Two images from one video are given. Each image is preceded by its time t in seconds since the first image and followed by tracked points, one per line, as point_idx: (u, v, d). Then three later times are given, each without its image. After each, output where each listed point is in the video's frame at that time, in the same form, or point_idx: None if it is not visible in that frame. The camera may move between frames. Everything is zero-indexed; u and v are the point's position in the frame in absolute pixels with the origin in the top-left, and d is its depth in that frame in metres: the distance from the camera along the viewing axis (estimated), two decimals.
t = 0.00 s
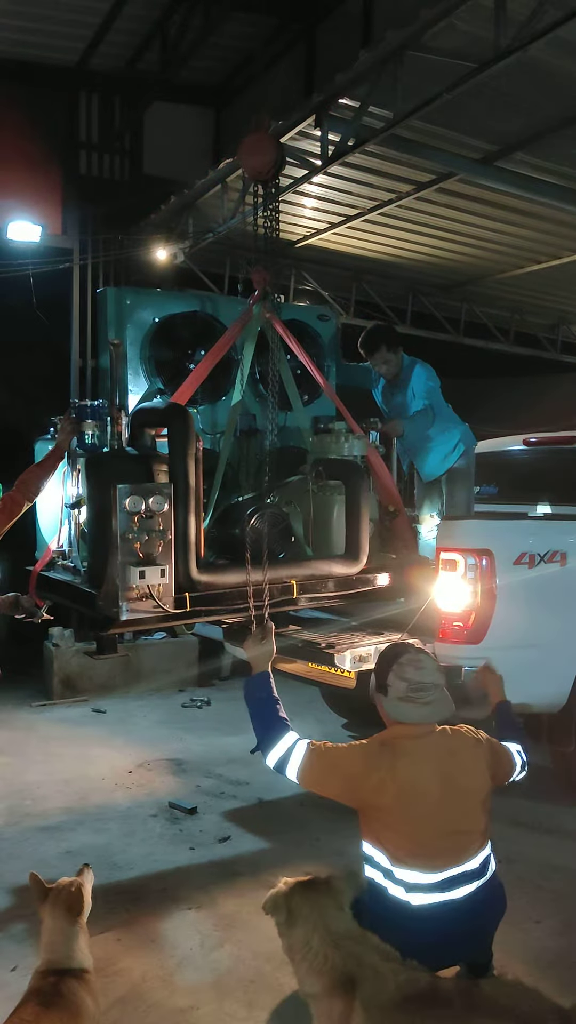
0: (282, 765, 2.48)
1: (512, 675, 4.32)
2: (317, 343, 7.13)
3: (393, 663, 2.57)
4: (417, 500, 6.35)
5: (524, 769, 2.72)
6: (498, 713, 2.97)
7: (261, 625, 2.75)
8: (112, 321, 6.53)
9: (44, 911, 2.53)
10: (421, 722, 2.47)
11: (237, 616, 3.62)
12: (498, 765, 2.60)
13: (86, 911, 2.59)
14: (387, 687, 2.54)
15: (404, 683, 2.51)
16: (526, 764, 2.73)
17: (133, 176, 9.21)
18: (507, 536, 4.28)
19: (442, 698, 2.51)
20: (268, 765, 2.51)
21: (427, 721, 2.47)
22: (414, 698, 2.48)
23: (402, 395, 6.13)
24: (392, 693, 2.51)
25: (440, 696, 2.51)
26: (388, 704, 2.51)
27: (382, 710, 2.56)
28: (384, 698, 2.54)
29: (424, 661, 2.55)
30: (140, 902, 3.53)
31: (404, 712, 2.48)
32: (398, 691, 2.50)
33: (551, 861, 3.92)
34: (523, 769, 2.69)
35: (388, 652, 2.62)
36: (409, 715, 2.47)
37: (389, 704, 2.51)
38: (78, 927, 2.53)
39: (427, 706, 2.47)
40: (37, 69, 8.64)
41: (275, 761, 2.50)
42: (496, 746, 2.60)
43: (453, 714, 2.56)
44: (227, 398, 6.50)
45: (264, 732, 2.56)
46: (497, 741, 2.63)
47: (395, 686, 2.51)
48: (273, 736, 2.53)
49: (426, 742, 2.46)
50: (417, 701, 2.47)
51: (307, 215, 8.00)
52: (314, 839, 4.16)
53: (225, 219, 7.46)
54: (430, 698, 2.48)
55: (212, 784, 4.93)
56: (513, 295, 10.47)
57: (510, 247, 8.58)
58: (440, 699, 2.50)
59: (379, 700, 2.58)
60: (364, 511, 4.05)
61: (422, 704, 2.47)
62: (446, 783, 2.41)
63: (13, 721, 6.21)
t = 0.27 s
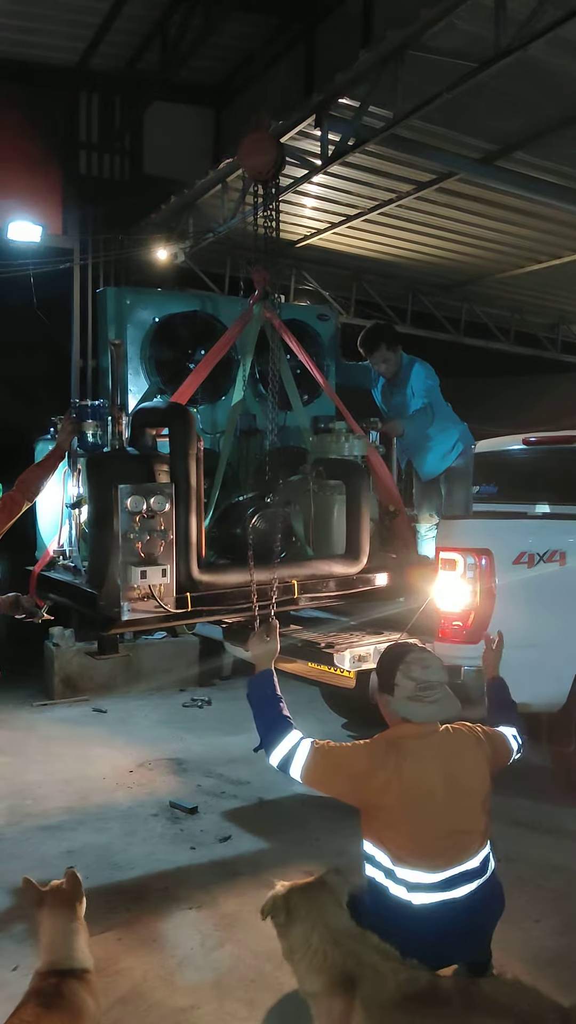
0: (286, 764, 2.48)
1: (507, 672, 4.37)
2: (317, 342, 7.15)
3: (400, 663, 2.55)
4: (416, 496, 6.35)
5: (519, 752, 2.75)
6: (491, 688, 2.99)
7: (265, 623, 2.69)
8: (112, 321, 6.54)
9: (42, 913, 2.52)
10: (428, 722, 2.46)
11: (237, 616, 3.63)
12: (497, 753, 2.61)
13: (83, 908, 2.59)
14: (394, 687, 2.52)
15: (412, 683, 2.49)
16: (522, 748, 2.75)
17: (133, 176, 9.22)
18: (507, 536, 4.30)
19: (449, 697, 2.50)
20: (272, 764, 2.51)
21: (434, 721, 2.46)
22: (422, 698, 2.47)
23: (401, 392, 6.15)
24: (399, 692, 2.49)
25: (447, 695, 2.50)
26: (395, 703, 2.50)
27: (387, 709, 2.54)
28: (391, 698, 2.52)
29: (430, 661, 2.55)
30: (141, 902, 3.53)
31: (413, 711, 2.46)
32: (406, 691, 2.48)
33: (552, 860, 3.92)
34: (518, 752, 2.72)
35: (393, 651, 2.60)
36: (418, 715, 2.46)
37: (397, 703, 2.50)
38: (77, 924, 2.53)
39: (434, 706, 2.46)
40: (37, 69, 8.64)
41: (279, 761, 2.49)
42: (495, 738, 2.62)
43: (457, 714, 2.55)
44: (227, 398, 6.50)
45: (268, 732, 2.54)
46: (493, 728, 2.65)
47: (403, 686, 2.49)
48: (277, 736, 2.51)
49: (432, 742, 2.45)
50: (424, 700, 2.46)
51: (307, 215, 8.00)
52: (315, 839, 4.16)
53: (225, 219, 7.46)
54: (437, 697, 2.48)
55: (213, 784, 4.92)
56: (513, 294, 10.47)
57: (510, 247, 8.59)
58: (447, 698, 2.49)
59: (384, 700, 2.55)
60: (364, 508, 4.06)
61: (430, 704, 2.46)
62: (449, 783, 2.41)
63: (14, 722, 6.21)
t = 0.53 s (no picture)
0: (284, 765, 2.48)
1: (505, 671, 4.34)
2: (317, 342, 7.14)
3: (401, 663, 2.54)
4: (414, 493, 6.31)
5: (519, 745, 2.78)
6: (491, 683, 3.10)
7: (264, 625, 2.72)
8: (112, 321, 6.53)
9: (39, 913, 2.52)
10: (430, 722, 2.46)
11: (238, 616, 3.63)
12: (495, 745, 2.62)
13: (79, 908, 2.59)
14: (395, 687, 2.51)
15: (413, 683, 2.48)
16: (520, 741, 2.78)
17: (133, 176, 9.22)
18: (508, 536, 4.32)
19: (449, 697, 2.51)
20: (272, 765, 2.51)
21: (435, 720, 2.47)
22: (423, 697, 2.47)
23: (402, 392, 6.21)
24: (400, 692, 2.49)
25: (448, 694, 2.51)
26: (397, 703, 2.50)
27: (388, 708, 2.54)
28: (391, 698, 2.52)
29: (431, 660, 2.55)
30: (142, 902, 3.53)
31: (414, 711, 2.46)
32: (407, 691, 2.48)
33: (552, 859, 3.93)
34: (517, 745, 2.74)
35: (394, 651, 2.59)
36: (419, 715, 2.46)
37: (398, 703, 2.49)
38: (75, 923, 2.54)
39: (436, 705, 2.47)
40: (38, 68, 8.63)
41: (279, 761, 2.50)
42: (493, 734, 2.62)
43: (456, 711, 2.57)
44: (228, 398, 6.50)
45: (267, 733, 2.55)
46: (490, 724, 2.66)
47: (404, 686, 2.49)
48: (276, 737, 2.52)
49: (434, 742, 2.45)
50: (426, 700, 2.47)
51: (307, 214, 7.99)
52: (316, 838, 4.16)
53: (225, 218, 7.46)
54: (438, 696, 2.48)
55: (213, 784, 4.92)
56: (514, 294, 10.46)
57: (512, 246, 8.59)
58: (447, 698, 2.50)
59: (384, 699, 2.55)
60: (365, 505, 4.07)
61: (431, 703, 2.47)
62: (451, 782, 2.41)
63: (15, 721, 6.21)
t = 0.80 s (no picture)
0: (285, 765, 2.48)
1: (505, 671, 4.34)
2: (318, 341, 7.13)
3: (398, 663, 2.55)
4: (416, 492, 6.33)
5: (521, 740, 2.76)
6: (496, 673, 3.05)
7: (263, 627, 2.72)
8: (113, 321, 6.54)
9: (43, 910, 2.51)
10: (428, 723, 2.45)
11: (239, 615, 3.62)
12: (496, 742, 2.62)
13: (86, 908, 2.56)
14: (392, 688, 2.51)
15: (410, 683, 2.49)
16: (522, 738, 2.77)
17: (134, 175, 9.22)
18: (508, 535, 4.33)
19: (448, 697, 2.50)
20: (272, 765, 2.51)
21: (433, 721, 2.46)
22: (421, 697, 2.46)
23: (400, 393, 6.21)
24: (397, 693, 2.49)
25: (446, 695, 2.50)
26: (394, 703, 2.49)
27: (387, 709, 2.54)
28: (388, 699, 2.52)
29: (428, 661, 2.55)
30: (143, 901, 3.53)
31: (411, 712, 2.46)
32: (404, 691, 2.48)
33: (553, 858, 3.93)
34: (520, 741, 2.74)
35: (392, 652, 2.60)
36: (417, 715, 2.45)
37: (395, 704, 2.49)
38: (79, 925, 2.51)
39: (433, 706, 2.46)
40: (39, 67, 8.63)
41: (279, 761, 2.50)
42: (493, 733, 2.62)
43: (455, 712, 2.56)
44: (229, 397, 6.50)
45: (267, 733, 2.55)
46: (490, 721, 2.66)
47: (400, 686, 2.49)
48: (276, 736, 2.52)
49: (432, 743, 2.45)
50: (423, 700, 2.46)
51: (308, 213, 7.98)
52: (317, 837, 4.16)
53: (226, 217, 7.46)
54: (436, 696, 2.48)
55: (214, 784, 4.92)
56: (515, 293, 10.45)
57: (513, 245, 8.58)
58: (445, 698, 2.49)
59: (382, 700, 2.55)
60: (366, 505, 4.07)
61: (429, 704, 2.46)
62: (450, 782, 2.41)
63: (16, 721, 6.21)
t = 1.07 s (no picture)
0: (286, 766, 2.48)
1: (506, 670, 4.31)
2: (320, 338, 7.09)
3: (399, 663, 2.55)
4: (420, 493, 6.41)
5: (524, 737, 2.75)
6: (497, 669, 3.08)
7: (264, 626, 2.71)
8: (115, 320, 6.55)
9: (52, 907, 2.54)
10: (429, 723, 2.45)
11: (241, 615, 3.62)
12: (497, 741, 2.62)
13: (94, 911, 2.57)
14: (393, 687, 2.52)
15: (410, 683, 2.49)
16: (525, 733, 2.76)
17: (135, 174, 9.21)
18: (508, 534, 4.32)
19: (449, 696, 2.50)
20: (273, 765, 2.50)
21: (434, 720, 2.46)
22: (421, 697, 2.46)
23: (401, 394, 6.17)
24: (398, 692, 2.49)
25: (447, 694, 2.49)
26: (395, 703, 2.50)
27: (389, 709, 2.54)
28: (390, 698, 2.52)
29: (430, 660, 2.55)
30: (144, 901, 3.52)
31: (411, 712, 2.46)
32: (405, 690, 2.48)
33: (555, 858, 3.93)
34: (522, 738, 2.73)
35: (393, 651, 2.61)
36: (417, 715, 2.45)
37: (396, 704, 2.50)
38: (84, 926, 2.53)
39: (434, 705, 2.46)
40: (40, 66, 8.62)
41: (281, 761, 2.49)
42: (495, 731, 2.62)
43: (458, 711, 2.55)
44: (231, 396, 6.50)
45: (269, 733, 2.54)
46: (492, 718, 2.67)
47: (401, 685, 2.49)
48: (278, 737, 2.51)
49: (433, 743, 2.45)
50: (423, 700, 2.46)
51: (309, 211, 7.97)
52: (319, 837, 4.16)
53: (227, 216, 7.45)
54: (437, 696, 2.47)
55: (216, 783, 4.92)
56: (517, 291, 10.43)
57: (514, 245, 8.58)
58: (446, 698, 2.48)
59: (384, 699, 2.56)
60: (367, 504, 4.07)
61: (430, 704, 2.45)
62: (451, 782, 2.41)
63: (18, 720, 6.21)
